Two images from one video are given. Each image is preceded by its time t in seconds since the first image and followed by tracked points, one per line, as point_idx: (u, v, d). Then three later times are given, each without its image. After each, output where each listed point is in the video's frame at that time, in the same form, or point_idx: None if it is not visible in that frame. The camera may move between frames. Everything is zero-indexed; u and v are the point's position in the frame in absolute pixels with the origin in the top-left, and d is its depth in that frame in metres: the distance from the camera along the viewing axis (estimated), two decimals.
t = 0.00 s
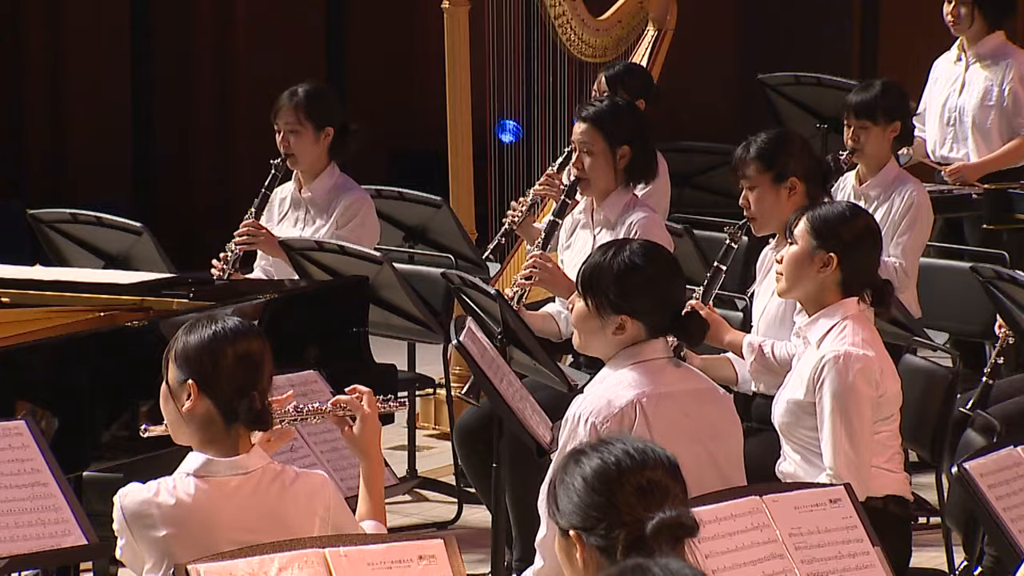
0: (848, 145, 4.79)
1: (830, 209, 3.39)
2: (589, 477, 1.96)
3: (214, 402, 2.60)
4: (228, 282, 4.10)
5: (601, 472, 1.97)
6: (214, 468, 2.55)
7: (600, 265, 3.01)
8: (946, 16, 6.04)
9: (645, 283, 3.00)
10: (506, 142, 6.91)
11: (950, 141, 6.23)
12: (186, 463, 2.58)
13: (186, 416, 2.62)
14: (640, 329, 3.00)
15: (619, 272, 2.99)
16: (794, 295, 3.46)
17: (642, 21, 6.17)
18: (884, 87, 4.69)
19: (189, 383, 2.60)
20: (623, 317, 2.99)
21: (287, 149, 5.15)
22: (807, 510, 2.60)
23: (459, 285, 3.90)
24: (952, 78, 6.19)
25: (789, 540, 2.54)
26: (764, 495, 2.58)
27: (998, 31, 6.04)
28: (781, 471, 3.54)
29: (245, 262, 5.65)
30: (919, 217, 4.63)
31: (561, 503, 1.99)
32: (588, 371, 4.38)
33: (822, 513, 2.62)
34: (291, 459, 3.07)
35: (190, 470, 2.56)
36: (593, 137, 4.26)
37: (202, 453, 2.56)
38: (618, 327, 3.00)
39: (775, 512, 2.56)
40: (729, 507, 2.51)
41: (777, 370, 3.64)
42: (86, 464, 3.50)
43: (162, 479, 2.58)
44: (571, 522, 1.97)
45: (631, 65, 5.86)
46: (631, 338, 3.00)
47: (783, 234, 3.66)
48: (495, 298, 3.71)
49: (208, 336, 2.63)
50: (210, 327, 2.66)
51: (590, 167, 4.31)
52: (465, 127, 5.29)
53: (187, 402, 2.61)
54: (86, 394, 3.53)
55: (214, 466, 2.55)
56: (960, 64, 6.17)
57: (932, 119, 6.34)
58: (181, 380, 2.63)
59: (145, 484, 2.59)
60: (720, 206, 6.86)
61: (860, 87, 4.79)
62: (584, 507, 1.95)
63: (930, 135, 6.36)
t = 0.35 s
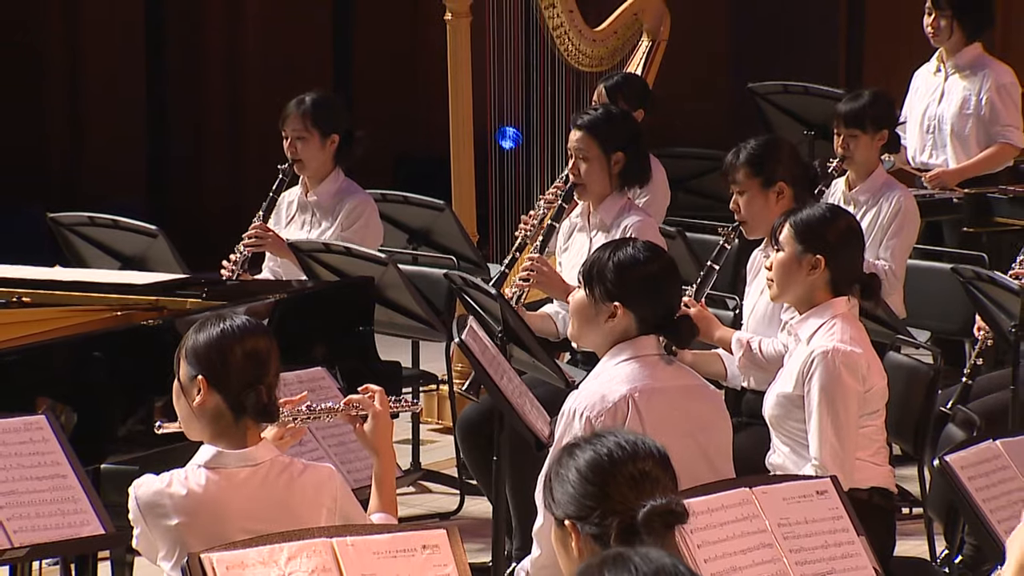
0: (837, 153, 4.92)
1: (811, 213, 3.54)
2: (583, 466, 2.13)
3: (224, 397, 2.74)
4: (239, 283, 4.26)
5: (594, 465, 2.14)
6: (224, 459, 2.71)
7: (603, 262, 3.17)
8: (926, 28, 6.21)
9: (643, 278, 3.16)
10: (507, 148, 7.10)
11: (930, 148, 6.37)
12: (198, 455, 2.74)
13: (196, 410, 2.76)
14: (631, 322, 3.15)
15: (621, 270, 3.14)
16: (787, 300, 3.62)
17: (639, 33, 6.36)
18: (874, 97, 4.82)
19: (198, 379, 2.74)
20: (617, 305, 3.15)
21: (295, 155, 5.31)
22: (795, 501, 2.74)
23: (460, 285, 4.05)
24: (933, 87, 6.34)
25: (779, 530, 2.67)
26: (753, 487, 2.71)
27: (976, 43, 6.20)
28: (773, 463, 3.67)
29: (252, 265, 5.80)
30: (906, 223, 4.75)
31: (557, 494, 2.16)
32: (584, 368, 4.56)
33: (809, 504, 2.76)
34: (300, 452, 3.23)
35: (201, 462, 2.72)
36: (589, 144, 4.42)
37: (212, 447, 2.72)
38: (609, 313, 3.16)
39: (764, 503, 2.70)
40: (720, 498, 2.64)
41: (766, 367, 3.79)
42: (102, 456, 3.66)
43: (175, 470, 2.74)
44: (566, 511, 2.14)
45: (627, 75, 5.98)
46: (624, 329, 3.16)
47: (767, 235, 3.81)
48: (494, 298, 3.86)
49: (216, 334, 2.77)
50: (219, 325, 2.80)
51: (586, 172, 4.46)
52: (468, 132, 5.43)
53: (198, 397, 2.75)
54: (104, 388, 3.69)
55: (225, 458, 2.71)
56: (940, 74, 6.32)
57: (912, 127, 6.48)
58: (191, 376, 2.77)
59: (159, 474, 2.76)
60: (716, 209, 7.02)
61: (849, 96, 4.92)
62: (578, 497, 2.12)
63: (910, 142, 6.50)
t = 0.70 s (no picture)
0: (825, 159, 5.03)
1: (791, 219, 3.71)
2: (586, 464, 2.26)
3: (231, 391, 2.86)
4: (251, 283, 4.41)
5: (598, 459, 2.27)
6: (232, 449, 2.82)
7: (602, 262, 3.31)
8: (907, 38, 6.42)
9: (642, 278, 3.31)
10: (507, 154, 7.10)
11: (911, 154, 6.65)
12: (207, 446, 2.85)
13: (205, 406, 2.88)
14: (629, 319, 3.30)
15: (619, 269, 3.29)
16: (775, 303, 3.78)
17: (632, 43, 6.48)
18: (859, 105, 4.92)
19: (205, 375, 2.85)
20: (615, 303, 3.30)
21: (301, 159, 5.48)
22: (784, 493, 2.84)
23: (462, 285, 4.21)
24: (913, 96, 6.62)
25: (766, 520, 2.78)
26: (743, 479, 2.82)
27: (955, 53, 6.45)
28: (761, 457, 3.87)
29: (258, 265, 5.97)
30: (891, 228, 4.90)
31: (561, 485, 2.30)
32: (582, 365, 4.73)
33: (796, 496, 2.87)
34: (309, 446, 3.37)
35: (211, 453, 2.83)
36: (584, 150, 4.57)
37: (222, 437, 2.83)
38: (608, 311, 3.31)
39: (754, 494, 2.81)
40: (711, 490, 2.75)
41: (756, 364, 3.95)
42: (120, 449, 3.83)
43: (185, 461, 2.85)
44: (570, 503, 2.28)
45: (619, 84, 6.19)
46: (621, 325, 3.31)
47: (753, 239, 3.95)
48: (496, 298, 4.01)
49: (219, 332, 2.89)
50: (222, 324, 2.92)
51: (581, 178, 4.61)
52: (469, 138, 5.59)
53: (206, 394, 2.87)
54: (122, 384, 3.85)
55: (233, 448, 2.82)
56: (920, 83, 6.59)
57: (895, 134, 6.76)
58: (198, 374, 2.88)
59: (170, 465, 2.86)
60: (711, 212, 7.18)
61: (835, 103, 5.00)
62: (579, 491, 2.26)
63: (893, 149, 6.78)
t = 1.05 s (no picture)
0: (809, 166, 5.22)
1: (776, 225, 3.87)
2: (583, 457, 2.41)
3: (238, 385, 2.96)
4: (262, 284, 4.59)
5: (594, 452, 2.42)
6: (242, 440, 2.95)
7: (602, 262, 3.49)
8: (890, 50, 6.68)
9: (643, 278, 3.49)
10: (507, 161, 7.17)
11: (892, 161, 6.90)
12: (217, 438, 2.97)
13: (214, 403, 2.98)
14: (628, 316, 3.48)
15: (618, 268, 3.46)
16: (764, 304, 3.95)
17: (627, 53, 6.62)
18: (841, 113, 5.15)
19: (211, 374, 2.94)
20: (614, 300, 3.48)
21: (306, 167, 5.64)
22: (773, 484, 2.93)
23: (464, 285, 4.39)
24: (896, 105, 6.85)
25: (756, 510, 2.88)
26: (735, 470, 2.91)
27: (936, 65, 6.70)
28: (751, 451, 4.05)
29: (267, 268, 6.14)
30: (872, 231, 5.06)
31: (560, 477, 2.46)
32: (578, 362, 4.92)
33: (786, 486, 2.96)
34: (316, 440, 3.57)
35: (222, 444, 2.95)
36: (578, 160, 4.73)
37: (232, 429, 2.96)
38: (608, 308, 3.49)
39: (745, 485, 2.89)
40: (703, 481, 2.84)
41: (745, 362, 4.13)
42: (136, 443, 4.01)
43: (197, 452, 2.97)
44: (567, 494, 2.44)
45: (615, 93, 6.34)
46: (621, 323, 3.49)
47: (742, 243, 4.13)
48: (496, 298, 4.18)
49: (222, 332, 2.97)
50: (225, 324, 3.01)
51: (575, 186, 4.78)
52: (471, 144, 5.76)
53: (214, 390, 2.97)
54: (139, 380, 4.03)
55: (242, 438, 2.95)
56: (903, 93, 6.82)
57: (879, 140, 7.00)
58: (205, 373, 2.98)
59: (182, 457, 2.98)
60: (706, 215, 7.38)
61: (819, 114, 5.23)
62: (576, 483, 2.43)
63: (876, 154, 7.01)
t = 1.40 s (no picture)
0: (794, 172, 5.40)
1: (764, 228, 4.03)
2: (575, 446, 2.59)
3: (244, 379, 3.13)
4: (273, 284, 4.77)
5: (585, 442, 2.59)
6: (248, 433, 3.11)
7: (602, 263, 3.69)
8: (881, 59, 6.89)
9: (642, 277, 3.68)
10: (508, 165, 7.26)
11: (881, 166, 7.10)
12: (225, 432, 3.13)
13: (222, 397, 3.14)
14: (625, 315, 3.66)
15: (618, 267, 3.65)
16: (755, 304, 4.12)
17: (621, 64, 6.78)
18: (825, 122, 5.31)
19: (219, 369, 3.12)
20: (613, 299, 3.67)
21: (310, 178, 5.84)
22: (762, 476, 3.07)
23: (466, 286, 4.57)
24: (885, 112, 7.05)
25: (746, 500, 3.01)
26: (725, 463, 3.05)
27: (924, 74, 6.90)
28: (741, 444, 4.22)
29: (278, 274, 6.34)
30: (855, 232, 5.22)
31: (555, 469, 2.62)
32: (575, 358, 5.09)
33: (775, 478, 3.10)
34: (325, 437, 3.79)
35: (229, 438, 3.11)
36: (572, 169, 4.91)
37: (238, 424, 3.12)
38: (606, 306, 3.67)
39: (734, 477, 3.03)
40: (695, 473, 2.98)
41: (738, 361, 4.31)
42: (153, 436, 4.19)
43: (205, 448, 3.13)
44: (563, 484, 2.60)
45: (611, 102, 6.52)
46: (618, 321, 3.67)
47: (732, 246, 4.33)
48: (496, 297, 4.35)
49: (228, 330, 3.16)
50: (231, 325, 3.19)
51: (571, 195, 4.96)
52: (473, 151, 5.93)
53: (222, 385, 3.14)
54: (154, 376, 4.21)
55: (249, 432, 3.10)
56: (892, 100, 7.02)
57: (868, 146, 7.20)
58: (213, 369, 3.15)
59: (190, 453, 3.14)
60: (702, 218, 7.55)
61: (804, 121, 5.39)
62: (571, 472, 2.58)
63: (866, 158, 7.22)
